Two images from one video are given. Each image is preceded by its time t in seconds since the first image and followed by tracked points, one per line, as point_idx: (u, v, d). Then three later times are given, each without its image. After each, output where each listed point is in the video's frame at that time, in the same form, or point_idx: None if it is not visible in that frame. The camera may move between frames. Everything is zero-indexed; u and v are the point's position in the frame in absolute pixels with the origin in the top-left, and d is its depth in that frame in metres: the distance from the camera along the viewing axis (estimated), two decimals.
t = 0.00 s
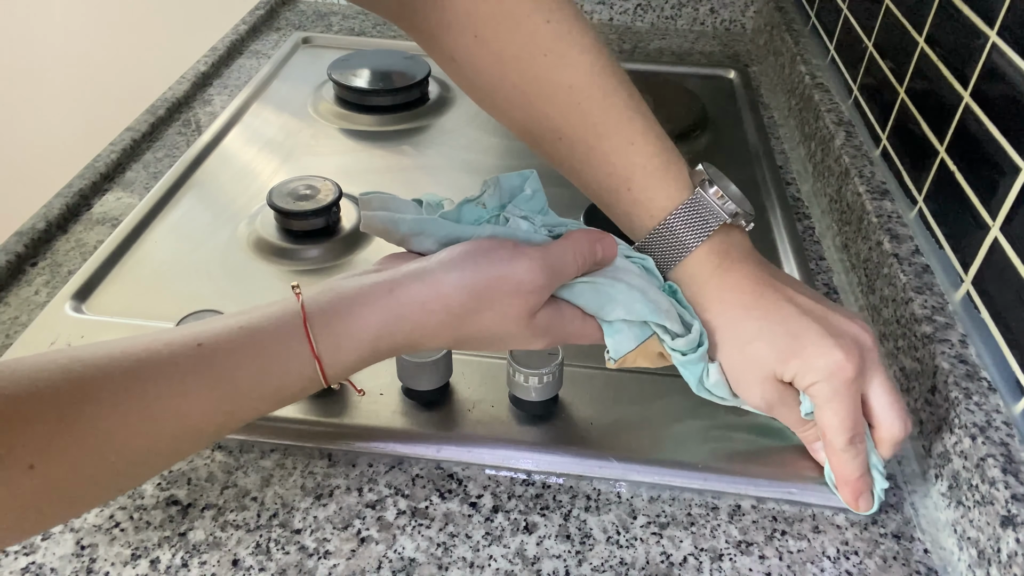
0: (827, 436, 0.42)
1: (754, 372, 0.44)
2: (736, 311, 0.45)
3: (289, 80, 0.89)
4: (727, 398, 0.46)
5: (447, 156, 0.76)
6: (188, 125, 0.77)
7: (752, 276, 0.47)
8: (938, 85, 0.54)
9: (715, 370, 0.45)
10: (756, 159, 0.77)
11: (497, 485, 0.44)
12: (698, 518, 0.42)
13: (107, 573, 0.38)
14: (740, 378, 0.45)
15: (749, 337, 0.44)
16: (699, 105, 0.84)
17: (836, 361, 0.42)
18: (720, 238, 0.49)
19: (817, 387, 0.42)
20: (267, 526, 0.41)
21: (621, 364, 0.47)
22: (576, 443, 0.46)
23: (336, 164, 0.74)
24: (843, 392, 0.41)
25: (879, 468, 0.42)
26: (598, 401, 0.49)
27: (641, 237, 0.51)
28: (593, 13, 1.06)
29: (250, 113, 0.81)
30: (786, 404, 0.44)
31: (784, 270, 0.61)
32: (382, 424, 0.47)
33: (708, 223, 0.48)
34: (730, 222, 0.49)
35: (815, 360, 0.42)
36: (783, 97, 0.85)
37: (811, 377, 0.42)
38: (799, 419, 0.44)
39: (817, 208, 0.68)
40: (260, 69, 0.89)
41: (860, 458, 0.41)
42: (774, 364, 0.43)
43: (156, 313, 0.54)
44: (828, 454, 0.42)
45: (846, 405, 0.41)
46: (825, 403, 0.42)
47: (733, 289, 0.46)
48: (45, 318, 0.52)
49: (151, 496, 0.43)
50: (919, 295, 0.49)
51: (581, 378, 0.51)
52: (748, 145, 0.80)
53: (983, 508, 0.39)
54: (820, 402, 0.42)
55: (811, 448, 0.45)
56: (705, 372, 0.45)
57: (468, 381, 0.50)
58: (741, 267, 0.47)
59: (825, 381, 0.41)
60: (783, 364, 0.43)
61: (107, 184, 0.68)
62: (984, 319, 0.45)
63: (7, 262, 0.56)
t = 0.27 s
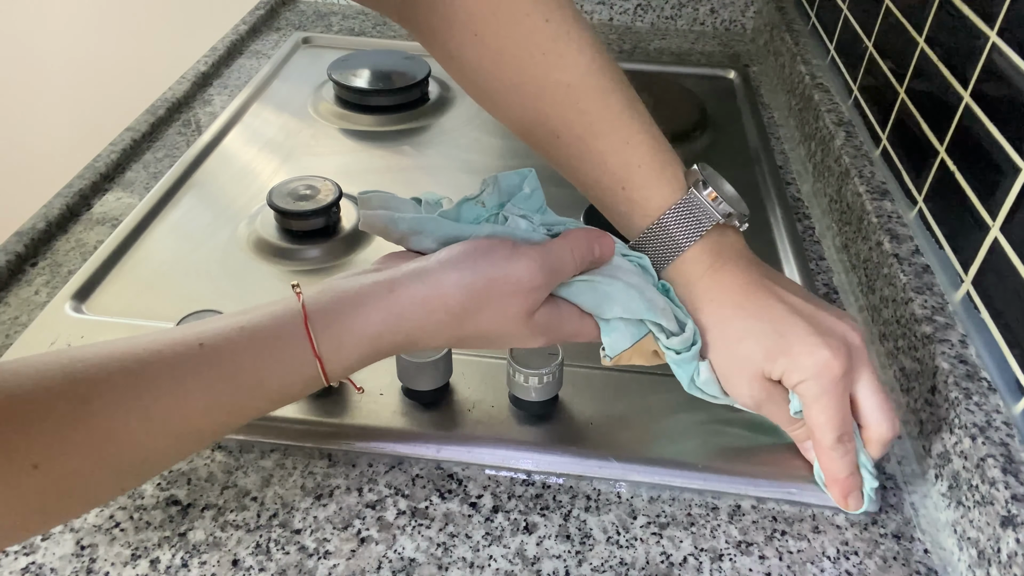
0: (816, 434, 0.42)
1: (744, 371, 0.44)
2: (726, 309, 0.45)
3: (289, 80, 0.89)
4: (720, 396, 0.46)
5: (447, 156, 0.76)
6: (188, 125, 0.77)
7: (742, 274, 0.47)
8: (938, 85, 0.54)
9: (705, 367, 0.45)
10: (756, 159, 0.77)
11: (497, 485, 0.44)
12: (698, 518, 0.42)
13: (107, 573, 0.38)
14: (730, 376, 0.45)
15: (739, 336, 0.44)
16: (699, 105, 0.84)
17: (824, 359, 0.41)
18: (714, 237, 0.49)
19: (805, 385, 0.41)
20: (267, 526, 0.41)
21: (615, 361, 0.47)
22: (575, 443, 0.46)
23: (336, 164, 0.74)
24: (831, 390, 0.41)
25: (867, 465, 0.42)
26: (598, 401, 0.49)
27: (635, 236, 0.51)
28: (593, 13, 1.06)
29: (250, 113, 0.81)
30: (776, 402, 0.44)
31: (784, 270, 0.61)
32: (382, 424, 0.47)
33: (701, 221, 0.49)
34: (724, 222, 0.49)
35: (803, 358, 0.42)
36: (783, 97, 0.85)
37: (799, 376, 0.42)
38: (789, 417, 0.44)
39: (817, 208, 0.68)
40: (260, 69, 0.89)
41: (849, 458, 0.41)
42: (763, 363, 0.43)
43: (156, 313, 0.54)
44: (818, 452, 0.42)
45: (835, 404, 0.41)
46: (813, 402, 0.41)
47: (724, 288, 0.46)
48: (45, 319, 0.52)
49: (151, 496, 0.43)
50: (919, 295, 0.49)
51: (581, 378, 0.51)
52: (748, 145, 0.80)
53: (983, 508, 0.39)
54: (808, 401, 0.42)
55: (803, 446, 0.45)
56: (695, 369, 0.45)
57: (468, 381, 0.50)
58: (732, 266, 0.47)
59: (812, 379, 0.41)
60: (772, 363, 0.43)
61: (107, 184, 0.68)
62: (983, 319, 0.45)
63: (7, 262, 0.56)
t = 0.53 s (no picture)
0: (803, 431, 0.42)
1: (733, 367, 0.44)
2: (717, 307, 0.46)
3: (289, 80, 0.89)
4: (710, 392, 0.46)
5: (447, 156, 0.76)
6: (188, 125, 0.77)
7: (733, 272, 0.47)
8: (938, 86, 0.54)
9: (695, 364, 0.45)
10: (756, 159, 0.77)
11: (497, 485, 0.44)
12: (698, 518, 0.42)
13: (107, 573, 0.38)
14: (719, 373, 0.45)
15: (729, 333, 0.45)
16: (699, 105, 0.84)
17: (812, 356, 0.42)
18: (705, 234, 0.49)
19: (792, 381, 0.42)
20: (267, 526, 0.41)
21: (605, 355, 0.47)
22: (575, 443, 0.46)
23: (336, 164, 0.74)
24: (819, 386, 0.41)
25: (854, 463, 0.41)
26: (598, 401, 0.49)
27: (629, 231, 0.52)
28: (593, 13, 1.06)
29: (250, 113, 0.81)
30: (764, 399, 0.44)
31: (784, 271, 0.61)
32: (382, 424, 0.47)
33: (694, 218, 0.49)
34: (715, 219, 0.50)
35: (792, 355, 0.42)
36: (783, 97, 0.85)
37: (787, 372, 0.42)
38: (778, 414, 0.44)
39: (817, 208, 0.68)
40: (260, 69, 0.89)
41: (836, 454, 0.41)
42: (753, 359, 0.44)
43: (156, 313, 0.54)
44: (804, 449, 0.42)
45: (822, 400, 0.42)
46: (801, 397, 0.42)
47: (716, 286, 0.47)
48: (44, 319, 0.52)
49: (150, 496, 0.43)
50: (919, 296, 0.49)
51: (581, 378, 0.51)
52: (748, 145, 0.80)
53: (983, 508, 0.39)
54: (796, 396, 0.42)
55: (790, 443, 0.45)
56: (685, 366, 0.45)
57: (468, 381, 0.50)
58: (724, 264, 0.48)
59: (800, 375, 0.42)
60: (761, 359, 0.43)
61: (107, 184, 0.68)
62: (983, 319, 0.45)
63: (7, 262, 0.56)
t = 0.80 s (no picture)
0: (787, 428, 0.42)
1: (718, 364, 0.44)
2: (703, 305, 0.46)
3: (290, 80, 0.89)
4: (696, 390, 0.46)
5: (447, 156, 0.76)
6: (188, 126, 0.77)
7: (720, 271, 0.47)
8: (938, 86, 0.54)
9: (681, 362, 0.45)
10: (756, 159, 0.77)
11: (497, 485, 0.44)
12: (698, 518, 0.42)
13: (107, 573, 0.38)
14: (705, 370, 0.45)
15: (714, 330, 0.45)
16: (699, 105, 0.84)
17: (796, 353, 0.42)
18: (693, 231, 0.50)
19: (776, 378, 0.42)
20: (267, 526, 0.41)
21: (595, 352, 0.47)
22: (575, 443, 0.46)
23: (336, 164, 0.74)
24: (802, 383, 0.41)
25: (838, 461, 0.41)
26: (597, 401, 0.49)
27: (617, 228, 0.52)
28: (593, 13, 1.06)
29: (250, 113, 0.81)
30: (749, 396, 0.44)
31: (784, 271, 0.61)
32: (382, 424, 0.47)
33: (682, 216, 0.50)
34: (703, 218, 0.50)
35: (776, 351, 0.42)
36: (783, 97, 0.85)
37: (771, 369, 0.42)
38: (762, 411, 0.44)
39: (817, 208, 0.68)
40: (260, 69, 0.89)
41: (819, 452, 0.41)
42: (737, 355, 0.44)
43: (156, 313, 0.54)
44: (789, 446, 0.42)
45: (806, 397, 0.41)
46: (784, 394, 0.42)
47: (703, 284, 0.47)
48: (44, 318, 0.52)
49: (150, 497, 0.43)
50: (919, 296, 0.49)
51: (581, 378, 0.51)
52: (748, 145, 0.80)
53: (983, 508, 0.39)
54: (779, 393, 0.42)
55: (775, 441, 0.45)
56: (671, 363, 0.46)
57: (468, 381, 0.50)
58: (711, 262, 0.48)
59: (784, 372, 0.42)
60: (745, 356, 0.43)
61: (107, 184, 0.68)
62: (983, 319, 0.45)
63: (7, 262, 0.56)
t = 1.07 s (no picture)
0: (771, 425, 0.42)
1: (703, 360, 0.44)
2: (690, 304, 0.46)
3: (290, 80, 0.89)
4: (683, 387, 0.46)
5: (447, 156, 0.76)
6: (188, 125, 0.77)
7: (707, 269, 0.47)
8: (938, 86, 0.54)
9: (668, 359, 0.45)
10: (756, 159, 0.77)
11: (497, 485, 0.44)
12: (698, 518, 0.42)
13: (107, 573, 0.38)
14: (691, 367, 0.45)
15: (700, 327, 0.45)
16: (699, 104, 0.84)
17: (780, 350, 0.42)
18: (682, 230, 0.50)
19: (760, 374, 0.42)
20: (267, 526, 0.41)
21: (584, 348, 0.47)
22: (575, 443, 0.46)
23: (336, 164, 0.74)
24: (785, 381, 0.41)
25: (821, 458, 0.41)
26: (597, 401, 0.49)
27: (606, 226, 0.53)
28: (593, 13, 1.06)
29: (250, 113, 0.81)
30: (733, 393, 0.44)
31: (785, 270, 0.61)
32: (382, 423, 0.47)
33: (670, 214, 0.50)
34: (692, 216, 0.50)
35: (761, 348, 0.42)
36: (783, 97, 0.85)
37: (755, 365, 0.42)
38: (747, 408, 0.44)
39: (817, 208, 0.69)
40: (260, 69, 0.89)
41: (802, 449, 0.41)
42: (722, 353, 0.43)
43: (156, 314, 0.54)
44: (773, 443, 0.42)
45: (790, 394, 0.41)
46: (768, 390, 0.42)
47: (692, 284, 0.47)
48: (44, 318, 0.52)
49: (151, 496, 0.43)
50: (919, 296, 0.49)
51: (580, 378, 0.51)
52: (748, 145, 0.80)
53: (983, 508, 0.39)
54: (763, 389, 0.42)
55: (760, 438, 0.45)
56: (659, 361, 0.45)
57: (468, 381, 0.50)
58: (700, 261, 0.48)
59: (768, 368, 0.42)
60: (730, 353, 0.43)
61: (107, 184, 0.68)
62: (983, 319, 0.45)
63: (7, 262, 0.56)
